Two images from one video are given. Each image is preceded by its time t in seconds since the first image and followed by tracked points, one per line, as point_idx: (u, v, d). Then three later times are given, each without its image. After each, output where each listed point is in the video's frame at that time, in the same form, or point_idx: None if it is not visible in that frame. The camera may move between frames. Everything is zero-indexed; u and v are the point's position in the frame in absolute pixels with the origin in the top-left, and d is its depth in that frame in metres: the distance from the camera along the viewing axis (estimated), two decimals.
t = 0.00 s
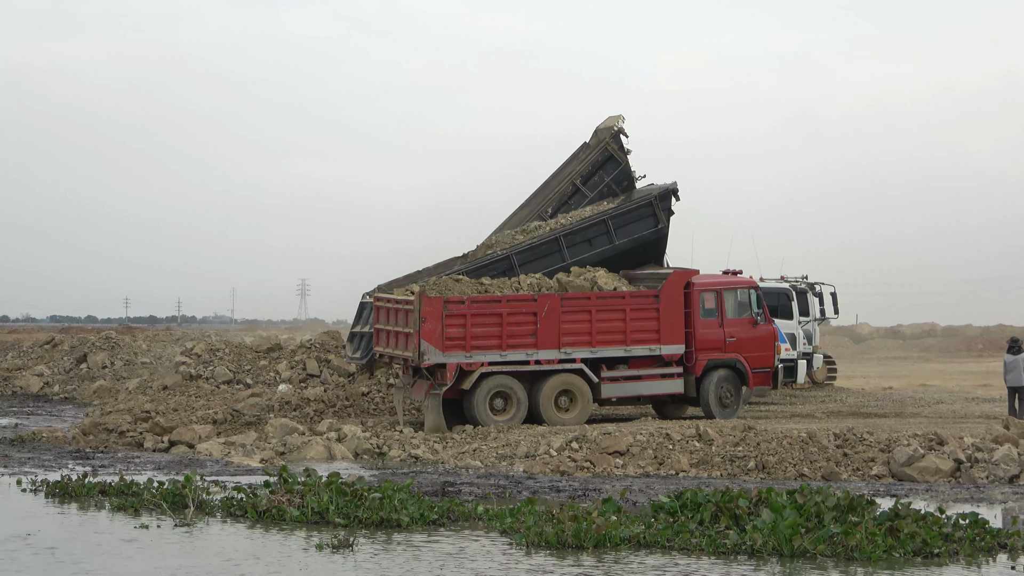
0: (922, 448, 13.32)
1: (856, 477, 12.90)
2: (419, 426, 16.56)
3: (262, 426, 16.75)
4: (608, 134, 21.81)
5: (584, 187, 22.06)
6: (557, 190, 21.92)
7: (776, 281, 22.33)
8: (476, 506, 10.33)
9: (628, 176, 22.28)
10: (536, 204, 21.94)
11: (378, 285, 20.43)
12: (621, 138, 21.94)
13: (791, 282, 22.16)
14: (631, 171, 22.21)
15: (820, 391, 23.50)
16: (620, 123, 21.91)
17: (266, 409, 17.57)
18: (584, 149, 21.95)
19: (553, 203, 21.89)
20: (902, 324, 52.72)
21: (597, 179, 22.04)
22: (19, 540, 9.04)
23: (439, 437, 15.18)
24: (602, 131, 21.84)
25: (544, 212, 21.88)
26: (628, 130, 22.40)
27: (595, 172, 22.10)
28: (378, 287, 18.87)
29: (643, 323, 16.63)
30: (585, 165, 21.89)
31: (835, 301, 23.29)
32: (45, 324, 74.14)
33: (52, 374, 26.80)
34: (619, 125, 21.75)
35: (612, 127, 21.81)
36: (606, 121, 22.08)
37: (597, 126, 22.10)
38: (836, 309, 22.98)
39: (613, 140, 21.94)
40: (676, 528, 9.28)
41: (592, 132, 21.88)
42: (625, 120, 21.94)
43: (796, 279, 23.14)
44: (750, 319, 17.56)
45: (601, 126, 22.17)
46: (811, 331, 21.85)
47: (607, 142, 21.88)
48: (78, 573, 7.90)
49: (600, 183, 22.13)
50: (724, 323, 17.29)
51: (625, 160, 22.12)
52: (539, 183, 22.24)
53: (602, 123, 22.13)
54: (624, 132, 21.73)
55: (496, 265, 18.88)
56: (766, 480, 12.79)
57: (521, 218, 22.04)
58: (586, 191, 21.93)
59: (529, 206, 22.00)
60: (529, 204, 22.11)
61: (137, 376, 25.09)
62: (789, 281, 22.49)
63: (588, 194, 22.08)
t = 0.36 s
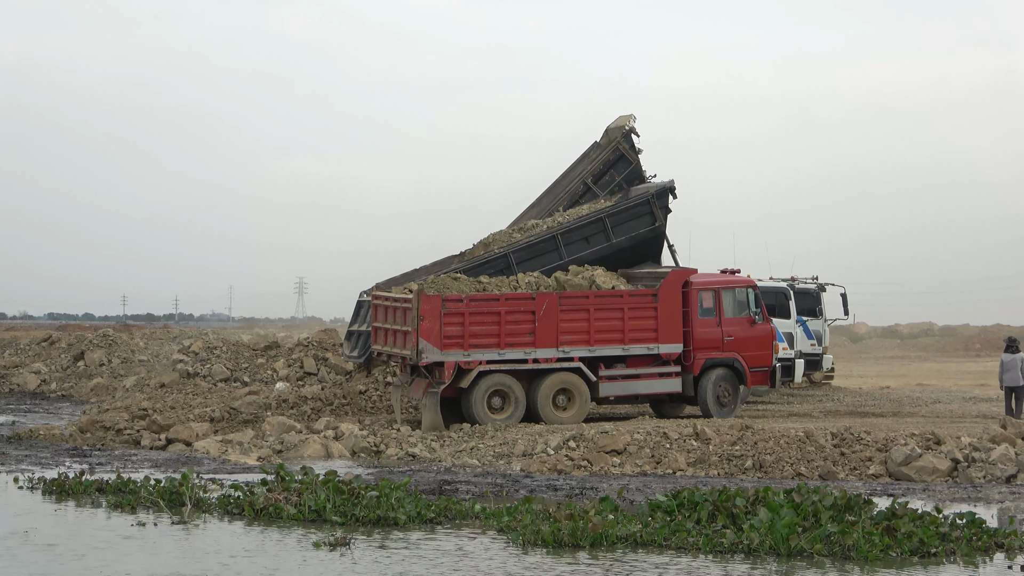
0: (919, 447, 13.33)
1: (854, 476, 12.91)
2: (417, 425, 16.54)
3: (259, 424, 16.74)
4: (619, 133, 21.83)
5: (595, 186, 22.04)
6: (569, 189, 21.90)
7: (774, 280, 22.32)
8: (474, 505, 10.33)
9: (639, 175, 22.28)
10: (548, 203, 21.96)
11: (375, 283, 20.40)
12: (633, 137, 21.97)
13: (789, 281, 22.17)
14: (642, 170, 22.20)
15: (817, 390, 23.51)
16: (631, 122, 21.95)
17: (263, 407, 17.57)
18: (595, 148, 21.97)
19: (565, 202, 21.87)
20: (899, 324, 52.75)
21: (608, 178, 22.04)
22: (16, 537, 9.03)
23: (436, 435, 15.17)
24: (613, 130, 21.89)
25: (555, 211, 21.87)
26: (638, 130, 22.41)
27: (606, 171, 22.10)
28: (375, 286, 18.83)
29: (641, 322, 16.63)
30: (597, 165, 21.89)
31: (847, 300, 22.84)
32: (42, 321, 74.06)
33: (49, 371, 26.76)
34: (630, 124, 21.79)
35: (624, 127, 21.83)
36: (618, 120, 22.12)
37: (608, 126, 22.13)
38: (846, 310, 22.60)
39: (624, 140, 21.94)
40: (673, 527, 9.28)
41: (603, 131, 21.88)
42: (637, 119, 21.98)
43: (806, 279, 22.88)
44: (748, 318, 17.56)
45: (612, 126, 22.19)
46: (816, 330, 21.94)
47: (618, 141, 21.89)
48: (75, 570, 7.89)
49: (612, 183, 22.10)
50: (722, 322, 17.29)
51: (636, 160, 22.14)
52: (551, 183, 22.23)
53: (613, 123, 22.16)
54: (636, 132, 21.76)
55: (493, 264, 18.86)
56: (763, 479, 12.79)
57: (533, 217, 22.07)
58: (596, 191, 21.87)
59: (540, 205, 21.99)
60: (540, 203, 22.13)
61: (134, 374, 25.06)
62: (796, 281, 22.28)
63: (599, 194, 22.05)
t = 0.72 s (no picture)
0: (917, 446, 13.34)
1: (852, 475, 12.91)
2: (415, 424, 16.53)
3: (257, 423, 16.73)
4: (630, 133, 21.87)
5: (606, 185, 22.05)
6: (580, 188, 21.93)
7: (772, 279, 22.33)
8: (472, 504, 10.33)
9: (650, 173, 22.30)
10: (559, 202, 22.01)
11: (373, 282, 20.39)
12: (644, 136, 22.00)
13: (787, 280, 22.18)
14: (654, 169, 22.22)
15: (815, 389, 23.54)
16: (641, 121, 21.98)
17: (262, 406, 17.57)
18: (606, 148, 22.00)
19: (575, 201, 21.92)
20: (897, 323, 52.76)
21: (620, 177, 22.06)
22: (15, 536, 9.03)
23: (434, 434, 15.17)
24: (623, 129, 21.93)
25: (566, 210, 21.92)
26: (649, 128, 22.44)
27: (617, 171, 22.12)
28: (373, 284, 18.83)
29: (639, 321, 16.64)
30: (608, 164, 21.91)
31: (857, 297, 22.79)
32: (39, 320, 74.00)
33: (47, 371, 26.74)
34: (641, 123, 21.83)
35: (634, 126, 21.89)
36: (628, 119, 22.16)
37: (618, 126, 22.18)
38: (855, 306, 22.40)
39: (635, 139, 21.97)
40: (672, 526, 9.29)
41: (613, 131, 21.92)
42: (647, 118, 22.01)
43: (816, 275, 22.77)
44: (746, 317, 17.56)
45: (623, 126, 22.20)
46: (827, 327, 22.00)
47: (629, 140, 21.92)
48: (77, 569, 7.90)
49: (623, 181, 22.12)
50: (719, 321, 17.29)
51: (647, 158, 22.16)
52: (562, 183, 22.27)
53: (623, 122, 22.22)
54: (647, 130, 21.81)
55: (491, 263, 18.87)
56: (762, 478, 12.80)
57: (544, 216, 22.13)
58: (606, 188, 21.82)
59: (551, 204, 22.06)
60: (551, 202, 22.19)
61: (132, 373, 25.05)
62: (805, 277, 22.22)
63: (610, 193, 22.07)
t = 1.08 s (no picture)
0: (916, 443, 13.36)
1: (851, 473, 12.92)
2: (414, 422, 16.53)
3: (256, 421, 16.74)
4: (644, 131, 21.89)
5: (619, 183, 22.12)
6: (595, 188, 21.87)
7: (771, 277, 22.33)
8: (471, 502, 10.33)
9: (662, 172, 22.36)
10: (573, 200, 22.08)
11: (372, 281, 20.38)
12: (657, 135, 22.02)
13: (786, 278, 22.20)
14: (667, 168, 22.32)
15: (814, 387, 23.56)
16: (655, 120, 21.99)
17: (261, 405, 17.56)
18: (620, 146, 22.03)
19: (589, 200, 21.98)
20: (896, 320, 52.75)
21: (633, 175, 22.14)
22: (15, 535, 9.03)
23: (434, 433, 15.17)
24: (637, 128, 21.97)
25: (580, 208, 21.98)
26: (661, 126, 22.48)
27: (631, 170, 22.12)
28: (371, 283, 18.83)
29: (638, 319, 16.64)
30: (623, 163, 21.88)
31: (870, 296, 22.80)
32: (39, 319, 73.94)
33: (46, 370, 26.74)
34: (655, 122, 21.85)
35: (648, 125, 21.90)
36: (641, 119, 22.14)
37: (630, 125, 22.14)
38: (868, 305, 22.71)
39: (648, 137, 21.99)
40: (672, 524, 9.29)
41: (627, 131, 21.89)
42: (661, 117, 22.02)
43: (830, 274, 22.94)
44: (744, 315, 17.56)
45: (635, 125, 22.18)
46: (840, 327, 22.10)
47: (643, 139, 21.96)
48: (77, 568, 7.90)
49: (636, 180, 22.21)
50: (719, 319, 17.29)
51: (660, 157, 22.22)
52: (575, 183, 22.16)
53: (636, 121, 22.20)
54: (662, 129, 21.84)
55: (490, 260, 18.87)
56: (761, 475, 12.81)
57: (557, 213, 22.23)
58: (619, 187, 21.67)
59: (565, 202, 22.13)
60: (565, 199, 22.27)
61: (131, 372, 25.05)
62: (819, 275, 22.38)
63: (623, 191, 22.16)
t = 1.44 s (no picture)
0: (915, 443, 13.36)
1: (850, 472, 12.92)
2: (413, 421, 16.54)
3: (255, 420, 16.74)
4: (659, 131, 21.80)
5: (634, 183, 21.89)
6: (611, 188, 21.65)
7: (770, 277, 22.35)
8: (471, 501, 10.32)
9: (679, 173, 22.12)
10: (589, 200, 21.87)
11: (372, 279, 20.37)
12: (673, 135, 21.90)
13: (785, 278, 22.24)
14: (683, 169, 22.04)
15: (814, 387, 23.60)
16: (671, 121, 21.91)
17: (260, 404, 17.54)
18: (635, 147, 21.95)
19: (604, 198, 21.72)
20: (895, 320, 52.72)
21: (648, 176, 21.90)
22: (13, 534, 9.02)
23: (433, 432, 15.16)
24: (652, 129, 21.88)
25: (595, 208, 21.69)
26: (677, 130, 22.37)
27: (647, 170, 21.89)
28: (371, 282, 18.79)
29: (638, 318, 16.64)
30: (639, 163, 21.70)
31: (883, 296, 22.71)
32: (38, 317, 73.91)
33: (46, 368, 26.73)
34: (670, 122, 21.76)
35: (663, 125, 21.84)
36: (655, 121, 22.12)
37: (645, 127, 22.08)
38: (880, 305, 22.65)
39: (664, 138, 21.87)
40: (671, 523, 9.29)
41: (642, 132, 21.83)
42: (676, 118, 21.95)
43: (843, 275, 23.27)
44: (743, 315, 17.55)
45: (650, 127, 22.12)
46: (852, 326, 22.59)
47: (659, 139, 21.83)
48: (76, 566, 7.90)
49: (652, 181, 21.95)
50: (718, 318, 17.29)
51: (676, 158, 21.99)
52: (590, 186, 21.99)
53: (651, 123, 22.19)
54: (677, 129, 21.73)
55: (490, 259, 18.86)
56: (760, 475, 12.81)
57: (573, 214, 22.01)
58: (627, 184, 21.52)
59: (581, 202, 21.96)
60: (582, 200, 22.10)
61: (131, 370, 25.06)
62: (830, 275, 22.86)
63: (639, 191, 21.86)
